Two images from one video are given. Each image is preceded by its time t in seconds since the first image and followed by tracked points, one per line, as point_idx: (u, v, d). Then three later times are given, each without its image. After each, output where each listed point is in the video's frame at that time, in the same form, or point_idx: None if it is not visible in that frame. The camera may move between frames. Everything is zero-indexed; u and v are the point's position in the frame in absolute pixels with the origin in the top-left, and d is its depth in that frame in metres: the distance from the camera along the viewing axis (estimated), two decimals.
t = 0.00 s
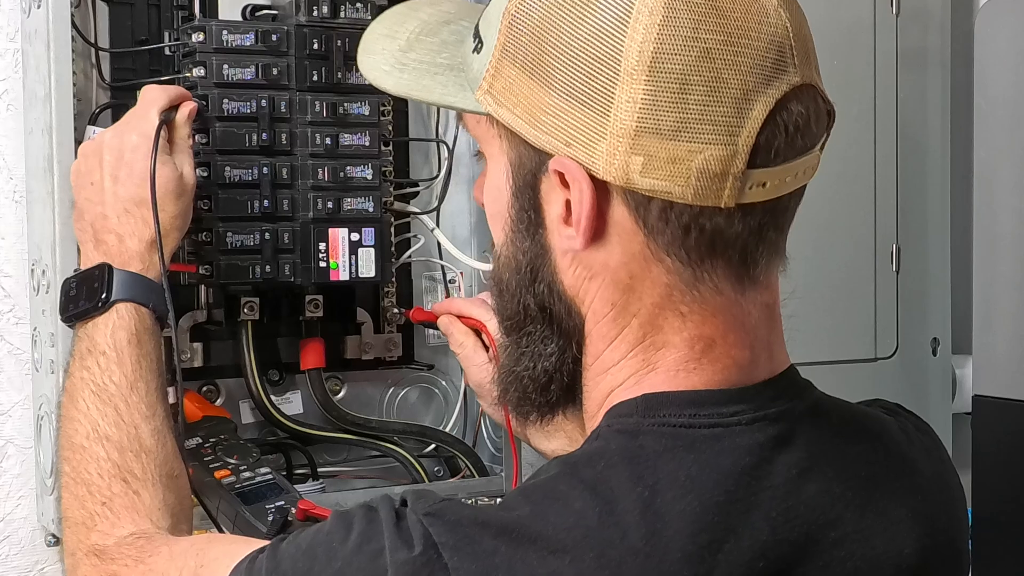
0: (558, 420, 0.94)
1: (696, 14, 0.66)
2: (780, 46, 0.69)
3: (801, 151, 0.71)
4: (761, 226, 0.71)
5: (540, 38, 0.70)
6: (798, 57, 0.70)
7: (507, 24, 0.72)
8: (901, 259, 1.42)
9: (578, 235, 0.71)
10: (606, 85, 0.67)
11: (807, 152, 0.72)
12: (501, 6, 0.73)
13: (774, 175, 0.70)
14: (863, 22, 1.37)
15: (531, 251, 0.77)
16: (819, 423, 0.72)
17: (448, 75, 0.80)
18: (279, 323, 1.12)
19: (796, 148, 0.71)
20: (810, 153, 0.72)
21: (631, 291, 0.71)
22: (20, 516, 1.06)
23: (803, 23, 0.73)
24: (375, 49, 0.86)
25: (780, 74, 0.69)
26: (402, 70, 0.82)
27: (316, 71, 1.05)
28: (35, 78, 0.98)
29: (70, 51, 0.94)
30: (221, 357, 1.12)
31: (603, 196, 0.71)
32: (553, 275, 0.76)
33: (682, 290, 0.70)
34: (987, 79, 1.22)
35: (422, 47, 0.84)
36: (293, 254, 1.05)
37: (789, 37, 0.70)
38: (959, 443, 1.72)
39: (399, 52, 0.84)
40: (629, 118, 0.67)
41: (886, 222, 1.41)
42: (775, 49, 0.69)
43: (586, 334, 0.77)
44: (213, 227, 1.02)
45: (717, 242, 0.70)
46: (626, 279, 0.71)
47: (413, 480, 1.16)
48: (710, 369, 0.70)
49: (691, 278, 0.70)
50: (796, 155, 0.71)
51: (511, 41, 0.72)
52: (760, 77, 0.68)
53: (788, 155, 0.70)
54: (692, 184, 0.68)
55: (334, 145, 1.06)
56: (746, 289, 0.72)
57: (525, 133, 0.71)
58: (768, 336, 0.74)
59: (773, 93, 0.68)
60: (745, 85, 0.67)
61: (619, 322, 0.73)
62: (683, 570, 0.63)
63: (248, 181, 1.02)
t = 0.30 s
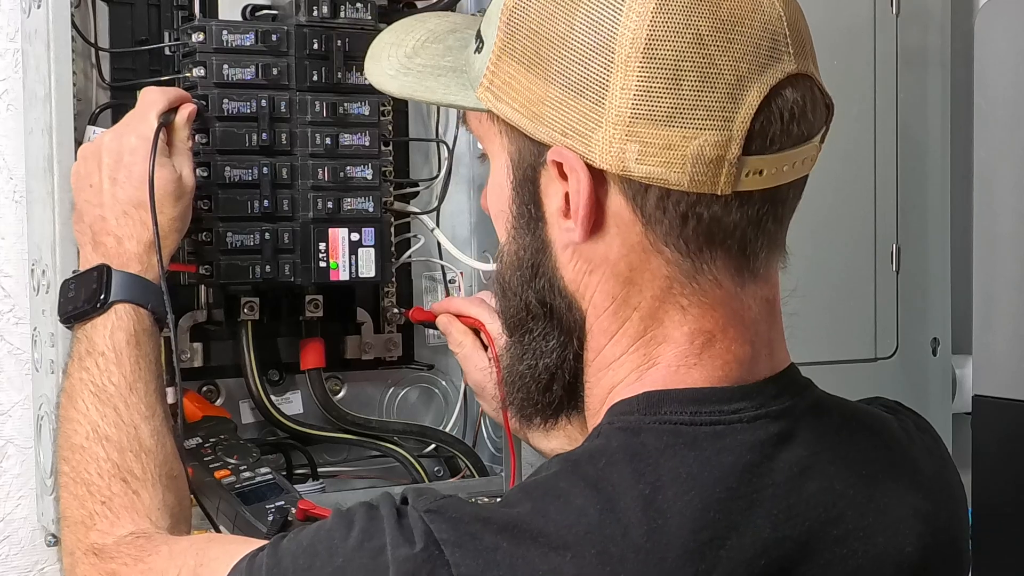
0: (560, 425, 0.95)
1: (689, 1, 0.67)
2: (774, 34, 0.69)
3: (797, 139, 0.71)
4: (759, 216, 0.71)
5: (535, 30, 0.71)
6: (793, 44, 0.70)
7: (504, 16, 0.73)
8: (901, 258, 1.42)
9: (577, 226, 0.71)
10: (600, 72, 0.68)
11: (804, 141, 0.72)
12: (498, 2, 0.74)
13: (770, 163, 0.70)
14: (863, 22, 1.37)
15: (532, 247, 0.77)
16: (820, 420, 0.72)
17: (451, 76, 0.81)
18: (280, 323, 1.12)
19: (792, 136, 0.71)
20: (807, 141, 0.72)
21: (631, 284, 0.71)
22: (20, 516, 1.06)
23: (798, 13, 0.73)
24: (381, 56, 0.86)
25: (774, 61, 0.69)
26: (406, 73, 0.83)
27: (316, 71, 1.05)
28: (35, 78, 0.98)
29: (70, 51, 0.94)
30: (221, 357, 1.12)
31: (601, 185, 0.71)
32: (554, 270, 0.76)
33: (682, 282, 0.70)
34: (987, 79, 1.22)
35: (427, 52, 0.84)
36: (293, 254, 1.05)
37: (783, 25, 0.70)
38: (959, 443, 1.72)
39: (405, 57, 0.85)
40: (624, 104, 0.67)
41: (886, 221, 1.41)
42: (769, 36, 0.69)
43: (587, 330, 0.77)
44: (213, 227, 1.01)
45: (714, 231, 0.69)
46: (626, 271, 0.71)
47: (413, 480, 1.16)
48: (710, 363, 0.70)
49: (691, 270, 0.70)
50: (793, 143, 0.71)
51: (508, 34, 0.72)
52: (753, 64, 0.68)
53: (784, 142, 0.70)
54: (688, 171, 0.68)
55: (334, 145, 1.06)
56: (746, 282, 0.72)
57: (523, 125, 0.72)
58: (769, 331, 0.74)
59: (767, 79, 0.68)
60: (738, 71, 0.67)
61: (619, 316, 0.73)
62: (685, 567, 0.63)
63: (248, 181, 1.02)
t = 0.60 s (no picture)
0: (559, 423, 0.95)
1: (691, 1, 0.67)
2: (776, 34, 0.69)
3: (798, 139, 0.71)
4: (760, 216, 0.71)
5: (537, 29, 0.71)
6: (794, 45, 0.70)
7: (505, 16, 0.73)
8: (901, 258, 1.42)
9: (578, 225, 0.71)
10: (602, 71, 0.68)
11: (805, 140, 0.72)
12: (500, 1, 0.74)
13: (771, 162, 0.70)
14: (863, 21, 1.37)
15: (533, 246, 0.77)
16: (820, 420, 0.72)
17: (453, 75, 0.81)
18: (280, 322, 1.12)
19: (794, 135, 0.71)
20: (808, 141, 0.72)
21: (631, 283, 0.71)
22: (20, 516, 1.06)
23: (800, 13, 0.73)
24: (383, 56, 0.86)
25: (776, 61, 0.69)
26: (408, 73, 0.83)
27: (316, 71, 1.05)
28: (35, 78, 0.98)
29: (70, 51, 0.94)
30: (221, 357, 1.12)
31: (602, 184, 0.71)
32: (555, 269, 0.76)
33: (682, 282, 0.70)
34: (987, 79, 1.22)
35: (429, 52, 0.84)
36: (293, 254, 1.05)
37: (785, 26, 0.70)
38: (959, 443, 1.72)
39: (407, 57, 0.84)
40: (625, 103, 0.67)
41: (886, 220, 1.41)
42: (770, 36, 0.69)
43: (587, 329, 0.77)
44: (213, 227, 1.01)
45: (715, 230, 0.69)
46: (626, 270, 0.71)
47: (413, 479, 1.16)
48: (709, 363, 0.70)
49: (691, 269, 0.70)
50: (794, 143, 0.71)
51: (510, 32, 0.72)
52: (755, 64, 0.68)
53: (785, 142, 0.70)
54: (689, 170, 0.68)
55: (334, 145, 1.06)
56: (747, 282, 0.72)
57: (525, 124, 0.72)
58: (768, 331, 0.74)
59: (768, 79, 0.68)
60: (740, 71, 0.67)
61: (619, 315, 0.73)
62: (685, 567, 0.63)
63: (248, 181, 1.02)
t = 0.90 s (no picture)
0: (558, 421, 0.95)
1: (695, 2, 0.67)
2: (780, 36, 0.69)
3: (801, 141, 0.71)
4: (763, 217, 0.71)
5: (541, 29, 0.71)
6: (798, 47, 0.70)
7: (509, 16, 0.73)
8: (901, 258, 1.42)
9: (580, 225, 0.71)
10: (606, 71, 0.68)
11: (808, 142, 0.72)
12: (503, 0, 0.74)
13: (774, 164, 0.70)
14: (863, 22, 1.37)
15: (534, 245, 0.77)
16: (820, 421, 0.72)
17: (456, 74, 0.81)
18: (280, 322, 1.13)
19: (796, 137, 0.71)
20: (811, 143, 0.72)
21: (633, 283, 0.71)
22: (20, 516, 1.06)
23: (803, 15, 0.73)
24: (385, 54, 0.86)
25: (779, 63, 0.69)
26: (411, 71, 0.83)
27: (316, 71, 1.05)
28: (35, 78, 0.98)
29: (70, 51, 0.94)
30: (221, 357, 1.12)
31: (605, 185, 0.71)
32: (556, 269, 0.76)
33: (684, 283, 0.70)
34: (987, 79, 1.22)
35: (432, 49, 0.84)
36: (293, 254, 1.05)
37: (789, 27, 0.70)
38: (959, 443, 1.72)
39: (409, 54, 0.85)
40: (629, 104, 0.67)
41: (887, 220, 1.41)
42: (775, 38, 0.69)
43: (588, 329, 0.77)
44: (213, 227, 1.02)
45: (718, 231, 0.69)
46: (628, 270, 0.71)
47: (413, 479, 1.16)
48: (710, 363, 0.70)
49: (693, 270, 0.70)
50: (797, 144, 0.71)
51: (513, 32, 0.72)
52: (759, 65, 0.68)
53: (788, 144, 0.70)
54: (692, 171, 0.68)
55: (333, 145, 1.06)
56: (749, 283, 0.72)
57: (527, 123, 0.72)
58: (770, 332, 0.74)
59: (772, 80, 0.68)
60: (744, 72, 0.67)
61: (621, 315, 0.73)
62: (686, 567, 0.63)
63: (248, 181, 1.02)
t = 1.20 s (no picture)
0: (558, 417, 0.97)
1: (704, 5, 0.67)
2: (788, 41, 0.69)
3: (806, 145, 0.71)
4: (766, 220, 0.71)
5: (549, 29, 0.71)
6: (806, 52, 0.70)
7: (518, 15, 0.73)
8: (901, 258, 1.42)
9: (584, 225, 0.71)
10: (613, 74, 0.68)
11: (813, 147, 0.72)
12: None
13: (779, 168, 0.70)
14: (863, 22, 1.37)
15: (537, 243, 0.77)
16: (822, 422, 0.72)
17: (460, 69, 0.81)
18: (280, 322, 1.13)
19: (802, 142, 0.71)
20: (816, 148, 0.72)
21: (636, 284, 0.71)
22: (20, 516, 1.06)
23: (811, 20, 0.73)
24: (389, 46, 0.87)
25: (787, 68, 0.69)
26: (416, 65, 0.83)
27: (316, 71, 1.05)
28: (35, 78, 0.98)
29: (70, 52, 0.94)
30: (220, 357, 1.12)
31: (609, 187, 0.71)
32: (558, 268, 0.76)
33: (687, 285, 0.70)
34: (987, 79, 1.22)
35: (437, 43, 0.84)
36: (293, 254, 1.05)
37: (797, 32, 0.70)
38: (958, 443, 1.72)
39: (414, 48, 0.85)
40: (635, 106, 0.67)
41: (886, 221, 1.41)
42: (783, 42, 0.69)
43: (591, 329, 0.77)
44: (213, 227, 1.01)
45: (721, 235, 0.69)
46: (631, 271, 0.71)
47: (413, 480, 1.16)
48: (713, 365, 0.70)
49: (697, 273, 0.70)
50: (802, 149, 0.71)
51: (521, 32, 0.72)
52: (766, 70, 0.68)
53: (793, 149, 0.70)
54: (697, 175, 0.68)
55: (334, 145, 1.06)
56: (751, 286, 0.72)
57: (533, 123, 0.72)
58: (772, 335, 0.74)
59: (779, 85, 0.68)
60: (751, 77, 0.67)
61: (624, 316, 0.73)
62: (688, 569, 0.63)
63: (248, 181, 1.02)
